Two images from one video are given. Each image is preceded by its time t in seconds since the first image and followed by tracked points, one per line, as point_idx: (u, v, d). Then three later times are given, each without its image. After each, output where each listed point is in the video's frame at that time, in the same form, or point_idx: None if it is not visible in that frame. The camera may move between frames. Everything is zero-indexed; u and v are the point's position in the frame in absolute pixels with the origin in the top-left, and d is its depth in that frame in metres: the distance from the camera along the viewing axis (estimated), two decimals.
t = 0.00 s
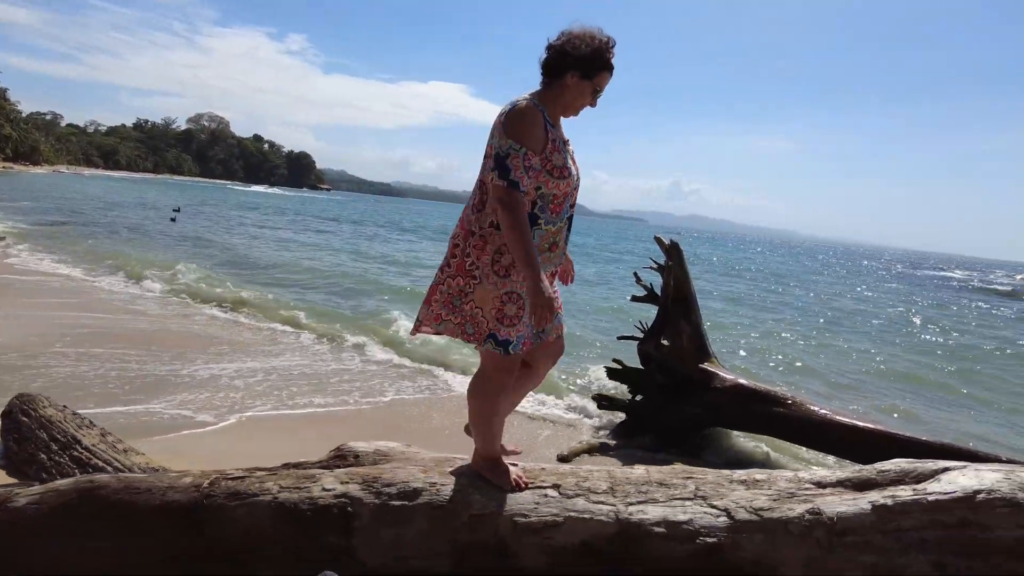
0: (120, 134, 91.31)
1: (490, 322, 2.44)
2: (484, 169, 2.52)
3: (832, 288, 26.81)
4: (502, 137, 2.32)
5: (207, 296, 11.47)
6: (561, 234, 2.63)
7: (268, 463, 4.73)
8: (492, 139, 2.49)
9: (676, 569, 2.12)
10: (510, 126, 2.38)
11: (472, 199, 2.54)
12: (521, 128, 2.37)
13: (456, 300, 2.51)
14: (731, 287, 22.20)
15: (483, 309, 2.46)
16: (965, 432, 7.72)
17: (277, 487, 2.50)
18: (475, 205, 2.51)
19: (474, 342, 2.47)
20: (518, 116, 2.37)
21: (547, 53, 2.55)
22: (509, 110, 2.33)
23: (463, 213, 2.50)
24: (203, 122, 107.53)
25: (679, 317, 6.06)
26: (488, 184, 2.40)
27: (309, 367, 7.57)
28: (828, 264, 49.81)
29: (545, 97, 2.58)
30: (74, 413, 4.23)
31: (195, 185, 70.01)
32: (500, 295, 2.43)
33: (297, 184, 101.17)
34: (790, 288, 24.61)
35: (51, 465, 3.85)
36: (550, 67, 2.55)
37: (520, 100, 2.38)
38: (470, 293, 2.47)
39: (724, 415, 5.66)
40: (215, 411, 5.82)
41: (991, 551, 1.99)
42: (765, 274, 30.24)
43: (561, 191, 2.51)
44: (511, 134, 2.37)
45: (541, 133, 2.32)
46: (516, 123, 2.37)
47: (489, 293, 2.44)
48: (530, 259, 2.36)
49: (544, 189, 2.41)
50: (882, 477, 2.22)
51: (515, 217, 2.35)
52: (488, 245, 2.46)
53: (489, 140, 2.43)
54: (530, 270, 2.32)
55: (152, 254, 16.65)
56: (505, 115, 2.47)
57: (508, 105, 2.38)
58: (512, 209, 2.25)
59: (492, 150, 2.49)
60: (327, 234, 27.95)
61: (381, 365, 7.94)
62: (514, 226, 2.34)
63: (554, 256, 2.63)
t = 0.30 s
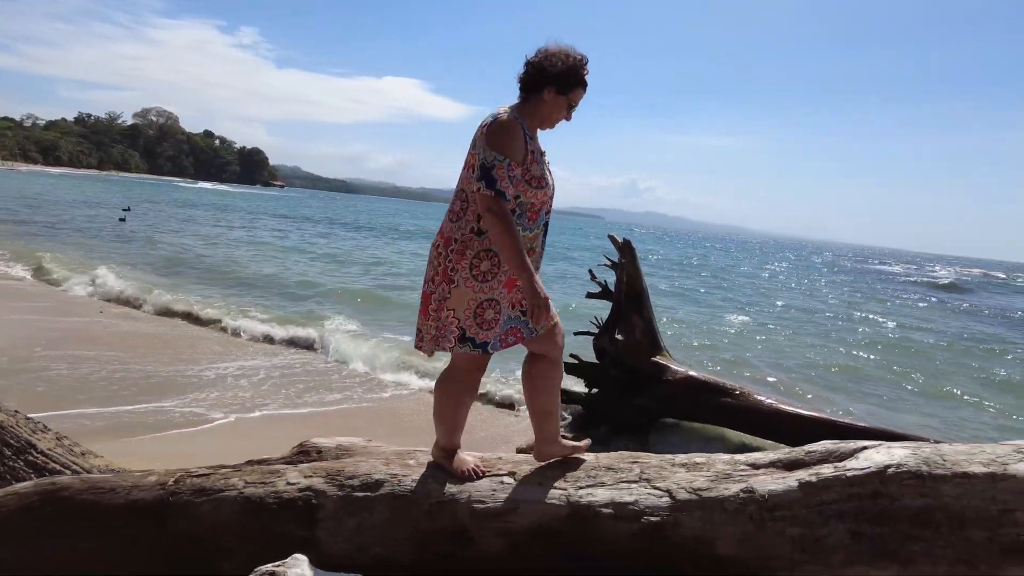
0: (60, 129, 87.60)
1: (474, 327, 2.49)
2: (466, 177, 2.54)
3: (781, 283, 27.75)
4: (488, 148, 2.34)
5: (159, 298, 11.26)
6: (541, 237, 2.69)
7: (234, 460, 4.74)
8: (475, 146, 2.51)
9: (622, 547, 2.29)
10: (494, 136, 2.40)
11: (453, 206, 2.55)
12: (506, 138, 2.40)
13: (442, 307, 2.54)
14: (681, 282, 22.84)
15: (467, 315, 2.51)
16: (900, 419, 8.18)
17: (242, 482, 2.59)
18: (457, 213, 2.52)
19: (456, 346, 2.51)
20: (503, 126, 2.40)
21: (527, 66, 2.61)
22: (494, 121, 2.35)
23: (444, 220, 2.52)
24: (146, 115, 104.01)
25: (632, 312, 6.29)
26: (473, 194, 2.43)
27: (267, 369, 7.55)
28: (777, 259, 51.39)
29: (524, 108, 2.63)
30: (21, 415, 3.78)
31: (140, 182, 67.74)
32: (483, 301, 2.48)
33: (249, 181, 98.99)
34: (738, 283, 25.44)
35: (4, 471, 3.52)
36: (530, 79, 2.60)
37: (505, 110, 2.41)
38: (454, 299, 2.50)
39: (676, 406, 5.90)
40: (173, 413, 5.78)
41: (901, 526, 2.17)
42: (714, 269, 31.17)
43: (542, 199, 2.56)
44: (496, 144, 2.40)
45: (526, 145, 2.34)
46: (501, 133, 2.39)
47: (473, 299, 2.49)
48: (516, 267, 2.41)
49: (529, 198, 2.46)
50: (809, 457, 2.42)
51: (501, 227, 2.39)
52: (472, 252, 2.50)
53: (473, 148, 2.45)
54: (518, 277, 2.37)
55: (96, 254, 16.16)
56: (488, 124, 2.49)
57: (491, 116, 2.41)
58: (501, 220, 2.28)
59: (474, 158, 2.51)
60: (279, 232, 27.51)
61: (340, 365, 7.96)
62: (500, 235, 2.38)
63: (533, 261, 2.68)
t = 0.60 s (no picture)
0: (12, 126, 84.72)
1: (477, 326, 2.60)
2: (471, 183, 2.67)
3: (743, 280, 28.40)
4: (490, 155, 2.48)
5: (121, 302, 11.12)
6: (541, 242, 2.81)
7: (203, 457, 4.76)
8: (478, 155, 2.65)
9: (576, 529, 2.45)
10: (495, 147, 2.54)
11: (458, 212, 2.68)
12: (508, 147, 2.54)
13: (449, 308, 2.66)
14: (647, 280, 23.23)
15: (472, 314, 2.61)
16: (851, 412, 8.54)
17: (212, 477, 2.68)
18: (463, 217, 2.65)
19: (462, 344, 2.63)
20: (505, 137, 2.54)
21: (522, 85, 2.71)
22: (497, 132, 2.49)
23: (450, 224, 2.64)
24: (104, 112, 101.33)
25: (595, 309, 6.49)
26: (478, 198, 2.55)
27: (233, 372, 7.56)
28: (741, 257, 52.48)
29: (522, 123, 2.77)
30: None
31: (99, 180, 65.95)
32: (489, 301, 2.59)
33: (213, 180, 97.15)
34: (702, 281, 25.98)
35: None
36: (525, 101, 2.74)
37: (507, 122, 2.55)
38: (461, 299, 2.61)
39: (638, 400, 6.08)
40: (138, 413, 5.78)
41: (829, 503, 2.35)
42: (680, 267, 31.74)
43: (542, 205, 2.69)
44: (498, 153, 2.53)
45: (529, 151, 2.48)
46: (504, 143, 2.54)
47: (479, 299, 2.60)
48: (518, 267, 2.53)
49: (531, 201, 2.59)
50: (749, 442, 2.60)
51: (504, 229, 2.51)
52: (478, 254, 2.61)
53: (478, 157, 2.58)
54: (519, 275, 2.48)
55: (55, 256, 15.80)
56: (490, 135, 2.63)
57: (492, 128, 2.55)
58: (504, 221, 2.41)
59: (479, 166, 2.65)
60: (244, 233, 27.16)
61: (307, 365, 8.01)
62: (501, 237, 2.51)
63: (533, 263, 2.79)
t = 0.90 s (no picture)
0: None
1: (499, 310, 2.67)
2: (476, 177, 2.78)
3: (709, 278, 28.93)
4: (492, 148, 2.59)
5: (82, 306, 10.94)
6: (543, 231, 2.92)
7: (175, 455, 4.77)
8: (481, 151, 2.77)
9: (540, 512, 2.60)
10: (498, 141, 2.65)
11: (466, 204, 2.79)
12: (511, 139, 2.66)
13: (466, 295, 2.74)
14: (615, 278, 23.56)
15: (490, 300, 2.69)
16: (809, 404, 8.88)
17: (189, 471, 2.76)
18: (471, 209, 2.75)
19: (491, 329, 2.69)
20: (506, 131, 2.66)
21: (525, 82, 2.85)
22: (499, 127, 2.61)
23: (459, 217, 2.74)
24: (62, 108, 98.35)
25: (563, 307, 6.65)
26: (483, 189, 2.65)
27: (201, 376, 7.53)
28: (708, 255, 53.35)
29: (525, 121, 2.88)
30: None
31: (56, 179, 63.95)
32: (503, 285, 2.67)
33: (176, 179, 95.13)
34: (669, 278, 26.46)
35: None
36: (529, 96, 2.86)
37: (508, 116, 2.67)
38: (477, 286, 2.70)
39: (604, 394, 6.27)
40: (106, 414, 5.77)
41: (775, 482, 2.53)
42: (648, 265, 32.22)
43: (545, 195, 2.80)
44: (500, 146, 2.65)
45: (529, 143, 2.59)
46: (507, 136, 2.65)
47: (495, 284, 2.69)
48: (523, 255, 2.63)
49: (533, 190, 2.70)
50: (702, 427, 2.78)
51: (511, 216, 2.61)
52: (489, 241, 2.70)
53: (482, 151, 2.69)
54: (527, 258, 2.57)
55: (12, 258, 15.39)
56: (492, 131, 2.76)
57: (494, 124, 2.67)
58: (508, 209, 2.50)
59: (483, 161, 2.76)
60: (210, 232, 26.74)
61: (276, 368, 8.02)
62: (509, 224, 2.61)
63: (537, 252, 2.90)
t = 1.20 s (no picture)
0: None
1: (505, 301, 2.83)
2: (476, 174, 2.92)
3: (672, 276, 29.42)
4: (496, 147, 2.74)
5: (38, 311, 10.69)
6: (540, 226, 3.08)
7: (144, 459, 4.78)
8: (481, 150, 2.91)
9: (508, 491, 2.74)
10: (500, 140, 2.81)
11: (467, 200, 2.93)
12: (512, 139, 2.82)
13: (470, 287, 2.88)
14: (582, 276, 23.86)
15: (492, 291, 2.86)
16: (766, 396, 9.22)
17: (165, 461, 2.82)
18: (473, 204, 2.89)
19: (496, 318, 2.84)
20: (507, 131, 2.82)
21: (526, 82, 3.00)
22: (502, 127, 2.77)
23: (461, 213, 2.88)
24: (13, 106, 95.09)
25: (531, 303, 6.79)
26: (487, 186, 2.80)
27: (165, 379, 7.47)
28: (671, 253, 54.17)
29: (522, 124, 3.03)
30: None
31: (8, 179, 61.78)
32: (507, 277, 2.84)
33: (135, 179, 92.77)
34: (635, 276, 26.87)
35: None
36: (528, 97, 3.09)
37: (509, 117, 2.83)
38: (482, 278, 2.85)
39: (571, 387, 6.38)
40: (72, 421, 5.75)
41: (726, 458, 2.71)
42: (614, 264, 32.63)
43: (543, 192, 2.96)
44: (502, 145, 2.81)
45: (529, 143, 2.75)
46: (508, 136, 2.81)
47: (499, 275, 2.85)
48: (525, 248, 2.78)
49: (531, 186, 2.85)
50: (659, 409, 2.94)
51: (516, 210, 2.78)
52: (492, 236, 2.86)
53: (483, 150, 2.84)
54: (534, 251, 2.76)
55: None
56: (491, 130, 2.91)
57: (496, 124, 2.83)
58: (515, 206, 2.65)
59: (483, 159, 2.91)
60: (173, 233, 26.24)
61: (242, 371, 7.99)
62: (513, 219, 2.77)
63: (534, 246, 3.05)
